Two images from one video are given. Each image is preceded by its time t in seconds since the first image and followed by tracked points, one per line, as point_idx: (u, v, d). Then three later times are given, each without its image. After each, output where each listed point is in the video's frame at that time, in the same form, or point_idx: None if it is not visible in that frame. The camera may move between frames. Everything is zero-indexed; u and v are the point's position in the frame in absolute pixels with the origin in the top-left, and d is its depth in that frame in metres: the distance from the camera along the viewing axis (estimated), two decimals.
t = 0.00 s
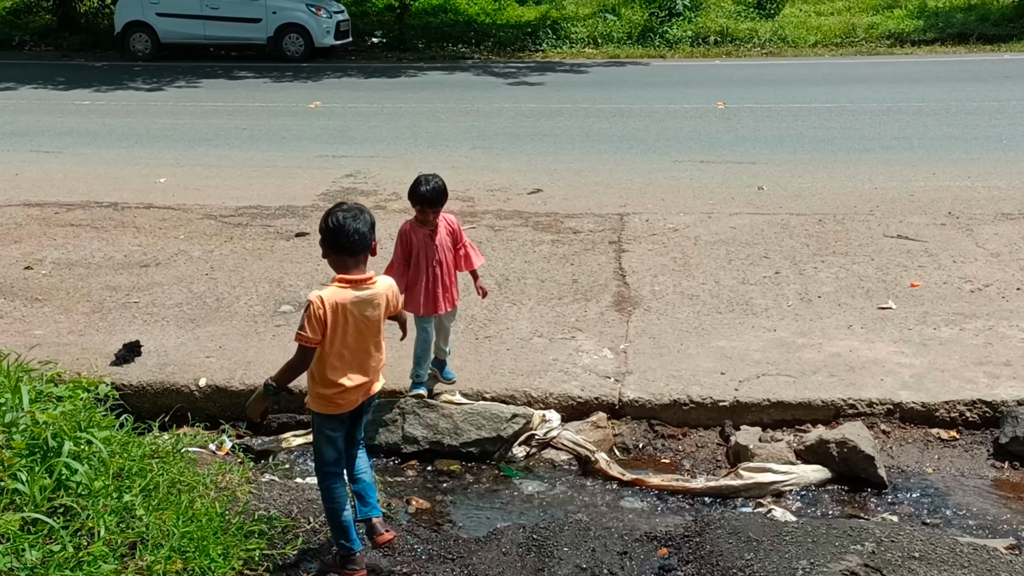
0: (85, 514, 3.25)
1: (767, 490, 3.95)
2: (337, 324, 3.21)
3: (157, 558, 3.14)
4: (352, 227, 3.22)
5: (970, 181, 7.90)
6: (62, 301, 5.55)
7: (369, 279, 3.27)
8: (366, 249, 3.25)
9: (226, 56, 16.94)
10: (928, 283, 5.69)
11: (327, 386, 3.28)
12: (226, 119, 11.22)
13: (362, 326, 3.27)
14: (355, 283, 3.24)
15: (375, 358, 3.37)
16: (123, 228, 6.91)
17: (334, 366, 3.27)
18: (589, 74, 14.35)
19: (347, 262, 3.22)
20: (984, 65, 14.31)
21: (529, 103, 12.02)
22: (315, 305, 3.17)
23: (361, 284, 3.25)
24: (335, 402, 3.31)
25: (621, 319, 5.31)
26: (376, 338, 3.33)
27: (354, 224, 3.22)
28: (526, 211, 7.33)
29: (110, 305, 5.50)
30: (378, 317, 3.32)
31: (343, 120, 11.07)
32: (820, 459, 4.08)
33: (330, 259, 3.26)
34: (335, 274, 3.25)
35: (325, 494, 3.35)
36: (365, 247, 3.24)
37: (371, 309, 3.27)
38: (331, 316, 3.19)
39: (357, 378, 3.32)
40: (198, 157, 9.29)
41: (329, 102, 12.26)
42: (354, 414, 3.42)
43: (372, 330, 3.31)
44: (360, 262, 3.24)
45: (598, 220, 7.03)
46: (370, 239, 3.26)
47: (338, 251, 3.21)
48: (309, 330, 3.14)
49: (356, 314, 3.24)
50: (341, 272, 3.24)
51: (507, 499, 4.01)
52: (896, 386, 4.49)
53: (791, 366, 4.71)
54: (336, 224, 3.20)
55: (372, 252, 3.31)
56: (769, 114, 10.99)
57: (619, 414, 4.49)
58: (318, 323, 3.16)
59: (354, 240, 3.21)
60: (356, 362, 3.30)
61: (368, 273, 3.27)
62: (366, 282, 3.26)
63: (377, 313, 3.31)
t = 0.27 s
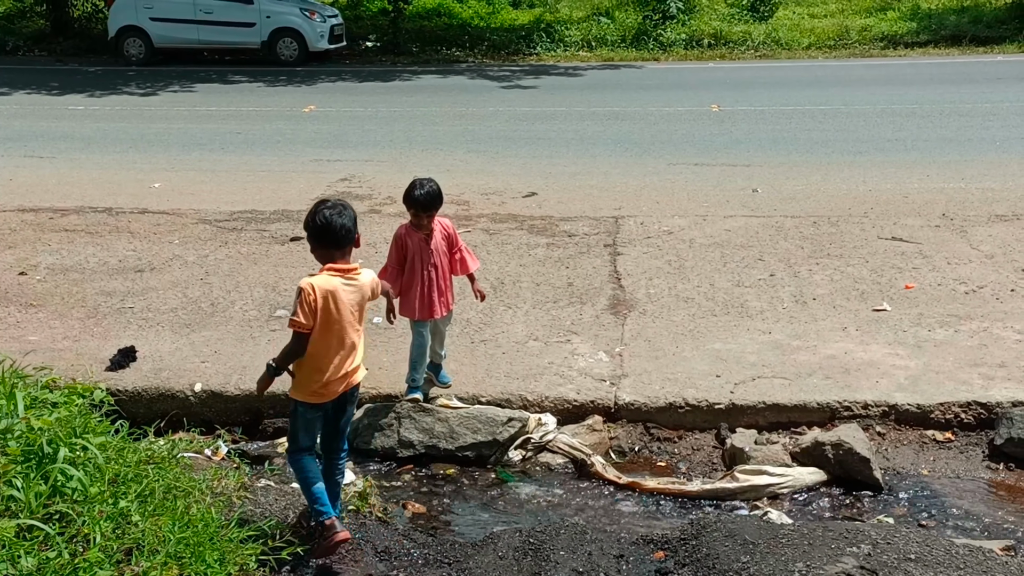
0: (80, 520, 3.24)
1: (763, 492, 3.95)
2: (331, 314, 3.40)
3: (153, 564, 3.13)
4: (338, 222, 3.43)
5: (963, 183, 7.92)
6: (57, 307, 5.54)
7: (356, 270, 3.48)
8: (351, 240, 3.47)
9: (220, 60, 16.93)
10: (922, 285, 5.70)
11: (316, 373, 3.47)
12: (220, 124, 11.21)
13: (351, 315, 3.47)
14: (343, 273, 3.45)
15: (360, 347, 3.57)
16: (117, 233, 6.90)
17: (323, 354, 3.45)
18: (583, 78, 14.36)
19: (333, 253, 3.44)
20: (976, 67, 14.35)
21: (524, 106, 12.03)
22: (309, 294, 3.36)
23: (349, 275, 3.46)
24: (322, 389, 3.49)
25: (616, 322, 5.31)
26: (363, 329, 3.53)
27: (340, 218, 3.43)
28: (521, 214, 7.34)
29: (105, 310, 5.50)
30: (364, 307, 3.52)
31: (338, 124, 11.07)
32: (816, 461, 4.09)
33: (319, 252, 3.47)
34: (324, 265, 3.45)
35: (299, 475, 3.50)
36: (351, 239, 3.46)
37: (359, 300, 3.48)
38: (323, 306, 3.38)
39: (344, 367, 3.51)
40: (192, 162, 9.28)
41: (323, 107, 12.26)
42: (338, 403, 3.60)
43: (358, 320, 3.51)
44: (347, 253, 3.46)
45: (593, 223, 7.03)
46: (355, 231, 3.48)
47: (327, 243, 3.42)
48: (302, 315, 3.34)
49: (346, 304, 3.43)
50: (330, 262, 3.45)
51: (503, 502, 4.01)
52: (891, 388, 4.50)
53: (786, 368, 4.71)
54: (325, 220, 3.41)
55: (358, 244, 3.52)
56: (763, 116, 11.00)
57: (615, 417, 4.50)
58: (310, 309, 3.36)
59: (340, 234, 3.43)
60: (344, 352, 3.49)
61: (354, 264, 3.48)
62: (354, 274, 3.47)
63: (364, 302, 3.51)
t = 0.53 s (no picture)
0: (78, 524, 3.24)
1: (761, 494, 3.95)
2: (328, 292, 3.48)
3: (151, 567, 3.12)
4: (326, 208, 3.56)
5: (959, 185, 7.94)
6: (53, 311, 5.53)
7: (346, 254, 3.60)
8: (341, 226, 3.59)
9: (215, 63, 16.92)
10: (918, 286, 5.71)
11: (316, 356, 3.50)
12: (216, 127, 11.21)
13: (345, 297, 3.55)
14: (335, 255, 3.55)
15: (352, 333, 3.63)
16: (113, 236, 6.89)
17: (319, 335, 3.51)
18: (579, 80, 14.38)
19: (324, 239, 3.55)
20: (971, 69, 14.38)
21: (520, 109, 12.03)
22: (305, 273, 3.44)
23: (339, 257, 3.57)
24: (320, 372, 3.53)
25: (613, 325, 5.31)
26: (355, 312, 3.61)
27: (328, 205, 3.57)
28: (517, 217, 7.34)
29: (101, 314, 5.49)
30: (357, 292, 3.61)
31: (334, 127, 11.08)
32: (813, 463, 4.09)
33: (308, 240, 3.58)
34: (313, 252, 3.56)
35: (287, 447, 3.64)
36: (341, 224, 3.58)
37: (352, 281, 3.58)
38: (321, 284, 3.47)
39: (339, 349, 3.56)
40: (188, 165, 9.27)
41: (319, 110, 12.25)
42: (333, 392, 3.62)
43: (351, 303, 3.59)
44: (337, 238, 3.58)
45: (589, 226, 7.04)
46: (344, 218, 3.60)
47: (316, 228, 3.54)
48: (302, 293, 3.39)
49: (340, 283, 3.53)
50: (320, 247, 3.55)
51: (501, 505, 4.01)
52: (887, 390, 4.50)
53: (783, 370, 4.72)
54: (312, 207, 3.55)
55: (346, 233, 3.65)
56: (759, 118, 11.02)
57: (612, 419, 4.50)
58: (309, 288, 3.42)
59: (329, 219, 3.55)
60: (339, 334, 3.55)
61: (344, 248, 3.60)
62: (344, 256, 3.58)
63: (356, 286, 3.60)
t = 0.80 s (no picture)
0: (75, 530, 3.23)
1: (757, 500, 3.96)
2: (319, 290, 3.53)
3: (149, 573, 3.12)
4: (315, 209, 3.58)
5: (954, 191, 7.96)
6: (50, 317, 5.53)
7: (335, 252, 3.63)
8: (330, 227, 3.61)
9: (212, 69, 16.93)
10: (914, 292, 5.73)
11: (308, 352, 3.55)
12: (212, 132, 11.21)
13: (333, 295, 3.59)
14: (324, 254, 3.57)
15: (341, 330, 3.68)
16: (110, 242, 6.89)
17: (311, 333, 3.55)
18: (575, 86, 14.41)
19: (312, 239, 3.57)
20: (966, 75, 14.43)
21: (516, 115, 12.05)
22: (296, 271, 3.49)
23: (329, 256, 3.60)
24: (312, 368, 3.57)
25: (610, 330, 5.32)
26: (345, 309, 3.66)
27: (317, 205, 3.59)
28: (514, 223, 7.35)
29: (98, 320, 5.49)
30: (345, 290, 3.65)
31: (330, 133, 11.08)
32: (810, 469, 4.09)
33: (296, 240, 3.60)
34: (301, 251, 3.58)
35: (288, 457, 3.75)
36: (330, 224, 3.60)
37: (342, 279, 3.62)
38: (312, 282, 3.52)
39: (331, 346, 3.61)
40: (184, 171, 9.27)
41: (316, 115, 12.27)
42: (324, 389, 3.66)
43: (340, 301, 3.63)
44: (326, 237, 3.60)
45: (586, 231, 7.05)
46: (333, 219, 3.63)
47: (305, 228, 3.56)
48: (293, 290, 3.44)
49: (331, 282, 3.57)
50: (308, 247, 3.58)
51: (498, 510, 4.01)
52: (884, 396, 4.51)
53: (779, 376, 4.73)
54: (301, 208, 3.56)
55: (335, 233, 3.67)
56: (754, 124, 11.05)
57: (609, 425, 4.50)
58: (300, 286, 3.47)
59: (318, 219, 3.57)
60: (330, 331, 3.60)
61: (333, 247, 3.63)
62: (333, 255, 3.61)
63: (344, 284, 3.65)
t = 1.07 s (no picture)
0: (68, 540, 3.22)
1: (751, 508, 3.97)
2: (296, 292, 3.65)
3: None
4: (292, 214, 3.70)
5: (947, 199, 7.98)
6: (43, 325, 5.52)
7: (312, 255, 3.76)
8: (307, 231, 3.72)
9: (206, 76, 16.93)
10: (907, 300, 5.74)
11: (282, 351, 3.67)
12: (206, 140, 11.21)
13: (310, 298, 3.70)
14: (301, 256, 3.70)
15: (319, 332, 3.79)
16: (103, 250, 6.87)
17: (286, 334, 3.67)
18: (570, 94, 14.43)
19: (289, 241, 3.69)
20: (959, 84, 14.49)
21: (510, 123, 12.06)
22: (272, 273, 3.61)
23: (305, 258, 3.72)
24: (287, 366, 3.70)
25: (604, 338, 5.32)
26: (323, 311, 3.78)
27: (297, 209, 3.71)
28: (508, 231, 7.35)
29: (92, 328, 5.47)
30: (324, 292, 3.76)
31: (325, 141, 11.08)
32: (804, 477, 4.10)
33: (276, 244, 3.73)
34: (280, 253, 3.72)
35: (280, 464, 3.81)
36: (307, 229, 3.72)
37: (320, 282, 3.73)
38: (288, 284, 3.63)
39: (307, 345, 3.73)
40: (178, 179, 9.26)
41: (310, 123, 12.27)
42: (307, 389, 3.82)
43: (317, 303, 3.75)
44: (303, 241, 3.73)
45: (580, 239, 7.06)
46: (309, 224, 3.74)
47: (284, 231, 3.69)
48: (267, 292, 3.55)
49: (309, 284, 3.69)
50: (286, 250, 3.71)
51: (492, 519, 4.00)
52: (877, 404, 4.52)
53: (773, 384, 4.73)
54: (279, 213, 3.69)
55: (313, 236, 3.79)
56: (748, 133, 11.08)
57: (603, 433, 4.51)
58: (275, 288, 3.58)
59: (295, 223, 3.69)
60: (306, 331, 3.72)
61: (311, 250, 3.76)
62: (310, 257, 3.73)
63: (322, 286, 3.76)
